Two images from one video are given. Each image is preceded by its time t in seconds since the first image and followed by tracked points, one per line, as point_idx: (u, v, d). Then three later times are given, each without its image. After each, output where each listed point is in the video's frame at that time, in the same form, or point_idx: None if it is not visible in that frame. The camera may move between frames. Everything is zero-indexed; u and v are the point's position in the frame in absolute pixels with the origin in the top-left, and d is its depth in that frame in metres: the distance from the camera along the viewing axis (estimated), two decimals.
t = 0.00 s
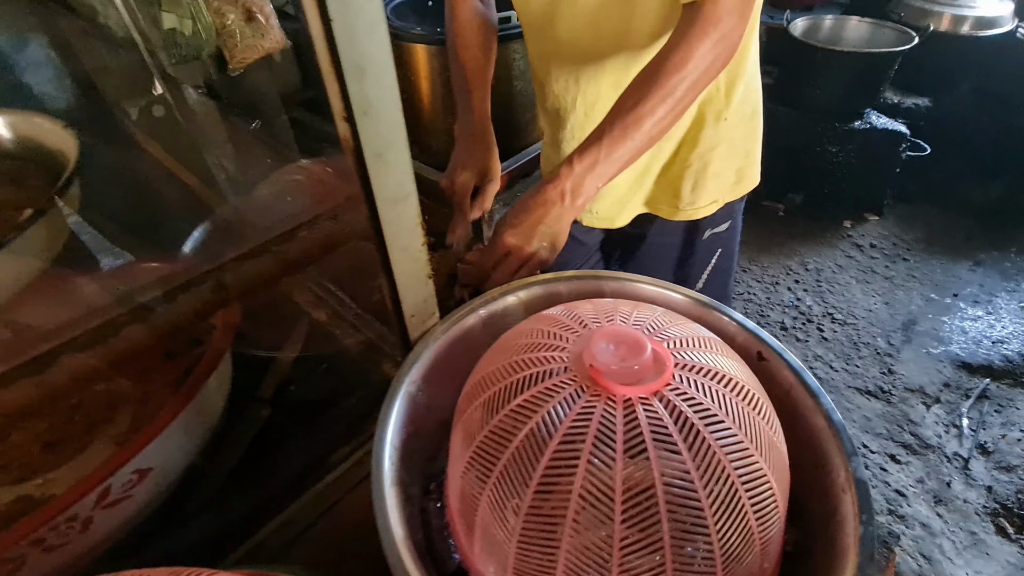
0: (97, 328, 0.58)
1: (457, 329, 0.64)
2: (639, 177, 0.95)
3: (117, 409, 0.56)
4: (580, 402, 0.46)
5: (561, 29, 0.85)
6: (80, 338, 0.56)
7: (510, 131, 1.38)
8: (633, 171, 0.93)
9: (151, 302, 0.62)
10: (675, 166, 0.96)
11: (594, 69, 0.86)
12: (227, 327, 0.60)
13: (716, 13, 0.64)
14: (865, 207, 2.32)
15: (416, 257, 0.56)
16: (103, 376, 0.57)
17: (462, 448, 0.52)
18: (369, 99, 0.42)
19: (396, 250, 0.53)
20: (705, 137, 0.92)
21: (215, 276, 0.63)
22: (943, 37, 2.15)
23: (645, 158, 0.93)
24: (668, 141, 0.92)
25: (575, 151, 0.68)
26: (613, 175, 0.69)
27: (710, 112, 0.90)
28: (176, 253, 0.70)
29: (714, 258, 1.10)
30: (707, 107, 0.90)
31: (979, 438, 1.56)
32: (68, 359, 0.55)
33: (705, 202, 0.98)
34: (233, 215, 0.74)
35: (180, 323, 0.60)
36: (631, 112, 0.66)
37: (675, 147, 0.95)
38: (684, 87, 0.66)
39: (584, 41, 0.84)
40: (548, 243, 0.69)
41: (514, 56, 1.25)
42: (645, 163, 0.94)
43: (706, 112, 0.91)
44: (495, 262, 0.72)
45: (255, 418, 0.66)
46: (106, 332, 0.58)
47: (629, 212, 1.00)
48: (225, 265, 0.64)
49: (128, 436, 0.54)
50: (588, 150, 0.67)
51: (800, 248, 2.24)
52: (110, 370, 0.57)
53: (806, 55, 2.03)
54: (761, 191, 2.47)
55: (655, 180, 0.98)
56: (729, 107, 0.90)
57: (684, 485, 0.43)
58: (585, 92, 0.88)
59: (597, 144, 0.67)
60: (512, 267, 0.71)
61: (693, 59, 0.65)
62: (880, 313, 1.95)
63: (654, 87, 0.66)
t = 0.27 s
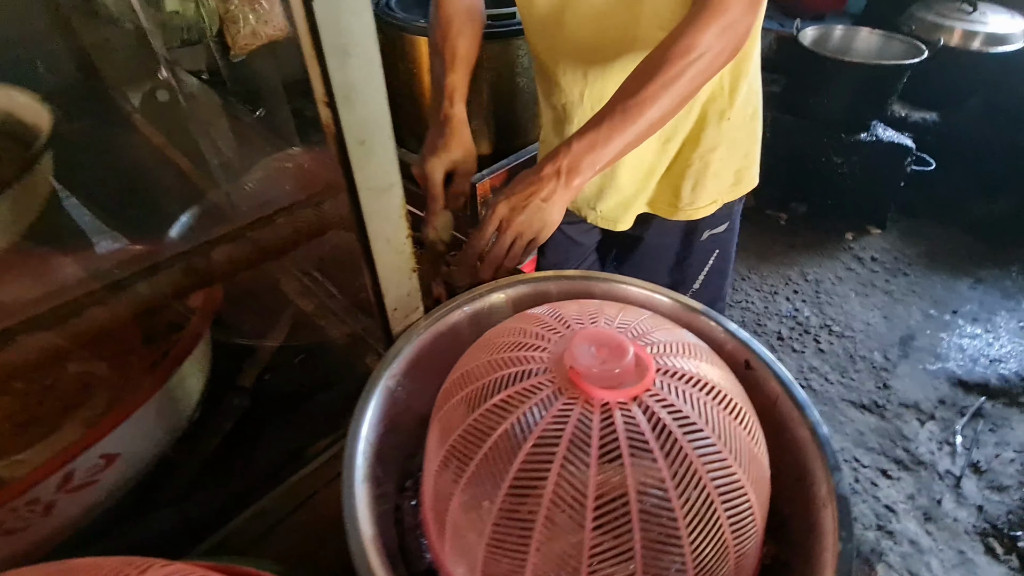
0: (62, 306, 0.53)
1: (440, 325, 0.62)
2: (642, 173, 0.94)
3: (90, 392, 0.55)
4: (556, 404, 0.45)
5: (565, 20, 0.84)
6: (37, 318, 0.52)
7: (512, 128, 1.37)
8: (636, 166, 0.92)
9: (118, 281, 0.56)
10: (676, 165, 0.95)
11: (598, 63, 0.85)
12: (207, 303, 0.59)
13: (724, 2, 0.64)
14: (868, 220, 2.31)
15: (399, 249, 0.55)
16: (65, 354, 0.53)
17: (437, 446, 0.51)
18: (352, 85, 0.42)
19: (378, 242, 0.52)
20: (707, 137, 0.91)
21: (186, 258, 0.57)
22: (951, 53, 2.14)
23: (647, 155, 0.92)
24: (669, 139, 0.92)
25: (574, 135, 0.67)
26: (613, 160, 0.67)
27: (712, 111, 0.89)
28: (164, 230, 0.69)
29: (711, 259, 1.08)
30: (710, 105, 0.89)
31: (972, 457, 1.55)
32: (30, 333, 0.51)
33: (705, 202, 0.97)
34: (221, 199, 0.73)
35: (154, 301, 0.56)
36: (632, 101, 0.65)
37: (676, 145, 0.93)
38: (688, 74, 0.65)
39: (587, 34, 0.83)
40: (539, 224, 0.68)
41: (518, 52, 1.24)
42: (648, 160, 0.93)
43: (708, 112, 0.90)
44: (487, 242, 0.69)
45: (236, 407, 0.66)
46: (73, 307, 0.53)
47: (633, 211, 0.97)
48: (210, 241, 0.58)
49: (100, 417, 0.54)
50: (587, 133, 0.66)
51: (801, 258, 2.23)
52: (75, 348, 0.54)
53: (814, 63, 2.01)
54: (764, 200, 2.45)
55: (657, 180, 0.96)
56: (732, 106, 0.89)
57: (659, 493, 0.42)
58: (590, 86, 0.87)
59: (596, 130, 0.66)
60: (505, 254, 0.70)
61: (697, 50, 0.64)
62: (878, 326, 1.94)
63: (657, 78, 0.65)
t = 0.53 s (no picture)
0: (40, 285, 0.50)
1: (426, 319, 0.62)
2: (632, 173, 0.94)
3: (71, 371, 0.53)
4: (536, 402, 0.44)
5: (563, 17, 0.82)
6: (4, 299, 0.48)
7: (513, 125, 1.36)
8: (625, 167, 0.92)
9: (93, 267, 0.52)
10: (672, 167, 0.94)
11: (595, 61, 0.84)
12: (190, 285, 0.59)
13: (719, 8, 0.63)
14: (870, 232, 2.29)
15: (385, 238, 0.54)
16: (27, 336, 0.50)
17: (415, 440, 0.50)
18: (338, 67, 0.41)
19: (363, 230, 0.51)
20: (703, 139, 0.90)
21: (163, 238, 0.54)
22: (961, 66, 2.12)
23: (640, 155, 0.92)
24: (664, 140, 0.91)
25: (567, 146, 0.66)
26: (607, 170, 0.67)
27: (709, 113, 0.88)
28: (151, 212, 0.68)
29: (705, 258, 1.07)
30: (706, 107, 0.88)
31: (965, 473, 1.53)
32: None
33: (700, 204, 0.96)
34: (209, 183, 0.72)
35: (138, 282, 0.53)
36: (624, 111, 0.65)
37: (671, 146, 0.93)
38: (681, 86, 0.64)
39: (584, 31, 0.82)
40: (532, 224, 0.65)
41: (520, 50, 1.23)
42: (640, 161, 0.92)
43: (704, 113, 0.89)
44: (480, 236, 0.67)
45: (220, 393, 0.68)
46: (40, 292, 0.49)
47: (620, 207, 0.97)
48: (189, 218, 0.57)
49: (77, 396, 0.52)
50: (581, 144, 0.65)
51: (801, 267, 2.21)
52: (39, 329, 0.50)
53: (821, 73, 2.00)
54: (767, 208, 2.44)
55: (649, 180, 0.96)
56: (729, 108, 0.88)
57: (636, 497, 0.41)
58: (585, 84, 0.86)
59: (590, 139, 0.65)
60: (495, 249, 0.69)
61: (690, 61, 0.63)
62: (876, 338, 1.92)
63: (651, 88, 0.64)
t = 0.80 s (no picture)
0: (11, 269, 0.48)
1: (413, 316, 0.60)
2: (631, 175, 0.92)
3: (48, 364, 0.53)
4: (519, 403, 0.43)
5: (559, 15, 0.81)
6: None
7: (511, 122, 1.35)
8: (625, 169, 0.90)
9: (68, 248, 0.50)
10: (669, 169, 0.93)
11: (592, 60, 0.83)
12: (171, 277, 0.58)
13: (716, 6, 0.61)
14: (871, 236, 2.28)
15: (369, 232, 0.53)
16: None
17: (396, 439, 0.49)
18: (317, 55, 0.40)
19: (345, 223, 0.50)
20: (701, 140, 0.89)
21: (138, 229, 0.53)
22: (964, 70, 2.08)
23: (637, 157, 0.90)
24: (662, 141, 0.90)
25: (560, 143, 0.65)
26: (601, 169, 0.66)
27: (706, 114, 0.87)
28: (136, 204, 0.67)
29: (705, 261, 1.05)
30: (704, 107, 0.87)
31: (962, 480, 1.52)
32: None
33: (698, 206, 0.95)
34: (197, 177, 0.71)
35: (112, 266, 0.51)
36: (617, 109, 0.63)
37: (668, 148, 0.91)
38: (676, 84, 0.63)
39: (580, 30, 0.81)
40: (524, 222, 0.65)
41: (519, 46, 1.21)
42: (638, 163, 0.91)
43: (702, 114, 0.88)
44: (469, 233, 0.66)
45: (199, 388, 0.67)
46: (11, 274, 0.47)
47: (620, 211, 0.95)
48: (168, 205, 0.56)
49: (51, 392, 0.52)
50: (574, 142, 0.64)
51: (800, 270, 2.20)
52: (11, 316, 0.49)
53: (823, 76, 1.98)
54: (768, 210, 2.43)
55: (647, 182, 0.94)
56: (726, 109, 0.87)
57: (619, 501, 0.40)
58: (582, 84, 0.85)
59: (583, 137, 0.64)
60: (485, 244, 0.68)
61: (685, 59, 0.62)
62: (875, 343, 1.91)
63: (645, 85, 0.62)
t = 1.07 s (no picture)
0: None
1: (404, 317, 0.60)
2: (627, 174, 0.91)
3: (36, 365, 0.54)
4: (506, 407, 0.42)
5: (556, 14, 0.80)
6: None
7: (509, 122, 1.34)
8: (620, 169, 0.89)
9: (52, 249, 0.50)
10: (666, 170, 0.92)
11: (589, 60, 0.82)
12: (159, 277, 0.57)
13: (711, 8, 0.60)
14: (871, 237, 2.27)
15: (357, 233, 0.52)
16: None
17: (384, 442, 0.48)
18: (300, 54, 0.39)
19: (332, 224, 0.50)
20: (698, 141, 0.88)
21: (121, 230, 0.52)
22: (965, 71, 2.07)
23: (634, 157, 0.89)
24: (659, 142, 0.89)
25: (553, 145, 0.64)
26: (595, 172, 0.65)
27: (704, 115, 0.86)
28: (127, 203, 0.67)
29: (699, 262, 1.06)
30: (702, 108, 0.86)
31: (961, 482, 1.51)
32: None
33: (695, 207, 0.94)
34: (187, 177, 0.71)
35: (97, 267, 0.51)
36: (611, 112, 0.63)
37: (665, 149, 0.91)
38: (671, 87, 0.62)
39: (577, 29, 0.80)
40: (515, 227, 0.65)
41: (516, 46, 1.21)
42: (634, 163, 0.90)
43: (700, 115, 0.87)
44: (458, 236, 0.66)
45: (187, 391, 0.67)
46: None
47: (614, 210, 0.95)
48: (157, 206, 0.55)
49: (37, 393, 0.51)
50: (567, 145, 0.63)
51: (800, 271, 2.19)
52: None
53: (824, 76, 1.97)
54: (768, 210, 2.42)
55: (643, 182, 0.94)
56: (725, 110, 0.86)
57: (605, 508, 0.39)
58: (578, 85, 0.84)
59: (577, 140, 0.63)
60: (477, 246, 0.67)
61: (679, 62, 0.61)
62: (874, 345, 1.90)
63: (639, 88, 0.62)
